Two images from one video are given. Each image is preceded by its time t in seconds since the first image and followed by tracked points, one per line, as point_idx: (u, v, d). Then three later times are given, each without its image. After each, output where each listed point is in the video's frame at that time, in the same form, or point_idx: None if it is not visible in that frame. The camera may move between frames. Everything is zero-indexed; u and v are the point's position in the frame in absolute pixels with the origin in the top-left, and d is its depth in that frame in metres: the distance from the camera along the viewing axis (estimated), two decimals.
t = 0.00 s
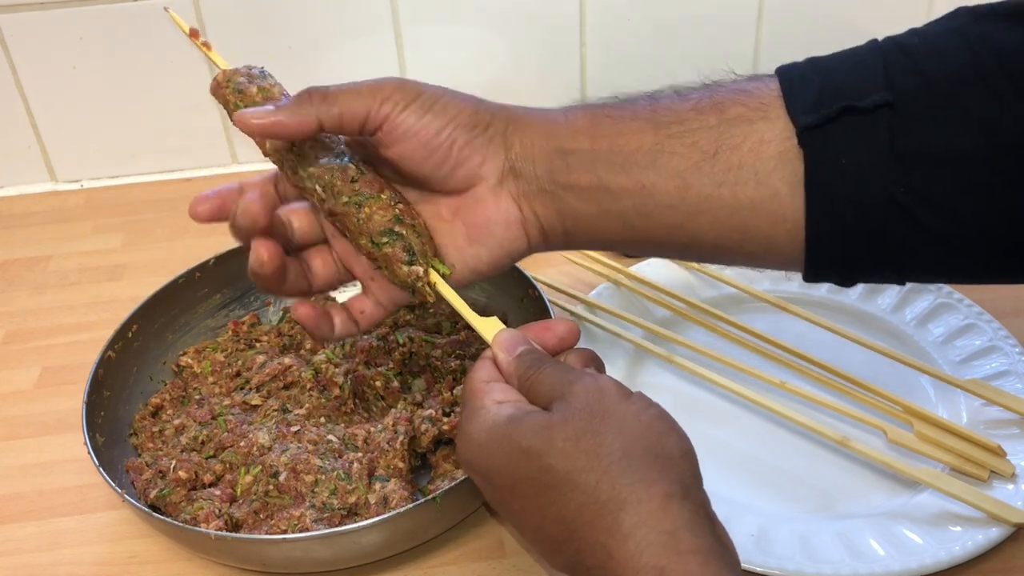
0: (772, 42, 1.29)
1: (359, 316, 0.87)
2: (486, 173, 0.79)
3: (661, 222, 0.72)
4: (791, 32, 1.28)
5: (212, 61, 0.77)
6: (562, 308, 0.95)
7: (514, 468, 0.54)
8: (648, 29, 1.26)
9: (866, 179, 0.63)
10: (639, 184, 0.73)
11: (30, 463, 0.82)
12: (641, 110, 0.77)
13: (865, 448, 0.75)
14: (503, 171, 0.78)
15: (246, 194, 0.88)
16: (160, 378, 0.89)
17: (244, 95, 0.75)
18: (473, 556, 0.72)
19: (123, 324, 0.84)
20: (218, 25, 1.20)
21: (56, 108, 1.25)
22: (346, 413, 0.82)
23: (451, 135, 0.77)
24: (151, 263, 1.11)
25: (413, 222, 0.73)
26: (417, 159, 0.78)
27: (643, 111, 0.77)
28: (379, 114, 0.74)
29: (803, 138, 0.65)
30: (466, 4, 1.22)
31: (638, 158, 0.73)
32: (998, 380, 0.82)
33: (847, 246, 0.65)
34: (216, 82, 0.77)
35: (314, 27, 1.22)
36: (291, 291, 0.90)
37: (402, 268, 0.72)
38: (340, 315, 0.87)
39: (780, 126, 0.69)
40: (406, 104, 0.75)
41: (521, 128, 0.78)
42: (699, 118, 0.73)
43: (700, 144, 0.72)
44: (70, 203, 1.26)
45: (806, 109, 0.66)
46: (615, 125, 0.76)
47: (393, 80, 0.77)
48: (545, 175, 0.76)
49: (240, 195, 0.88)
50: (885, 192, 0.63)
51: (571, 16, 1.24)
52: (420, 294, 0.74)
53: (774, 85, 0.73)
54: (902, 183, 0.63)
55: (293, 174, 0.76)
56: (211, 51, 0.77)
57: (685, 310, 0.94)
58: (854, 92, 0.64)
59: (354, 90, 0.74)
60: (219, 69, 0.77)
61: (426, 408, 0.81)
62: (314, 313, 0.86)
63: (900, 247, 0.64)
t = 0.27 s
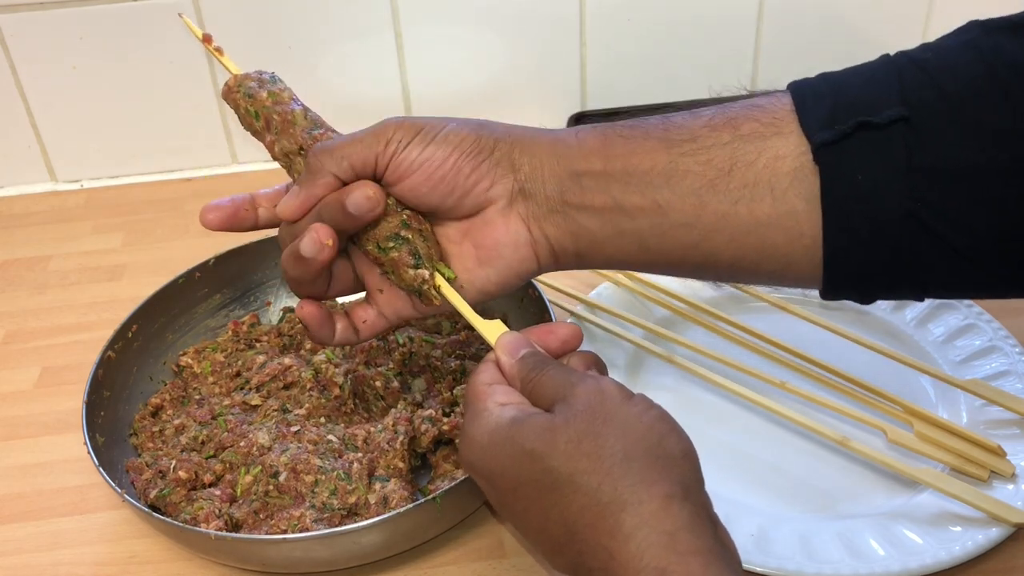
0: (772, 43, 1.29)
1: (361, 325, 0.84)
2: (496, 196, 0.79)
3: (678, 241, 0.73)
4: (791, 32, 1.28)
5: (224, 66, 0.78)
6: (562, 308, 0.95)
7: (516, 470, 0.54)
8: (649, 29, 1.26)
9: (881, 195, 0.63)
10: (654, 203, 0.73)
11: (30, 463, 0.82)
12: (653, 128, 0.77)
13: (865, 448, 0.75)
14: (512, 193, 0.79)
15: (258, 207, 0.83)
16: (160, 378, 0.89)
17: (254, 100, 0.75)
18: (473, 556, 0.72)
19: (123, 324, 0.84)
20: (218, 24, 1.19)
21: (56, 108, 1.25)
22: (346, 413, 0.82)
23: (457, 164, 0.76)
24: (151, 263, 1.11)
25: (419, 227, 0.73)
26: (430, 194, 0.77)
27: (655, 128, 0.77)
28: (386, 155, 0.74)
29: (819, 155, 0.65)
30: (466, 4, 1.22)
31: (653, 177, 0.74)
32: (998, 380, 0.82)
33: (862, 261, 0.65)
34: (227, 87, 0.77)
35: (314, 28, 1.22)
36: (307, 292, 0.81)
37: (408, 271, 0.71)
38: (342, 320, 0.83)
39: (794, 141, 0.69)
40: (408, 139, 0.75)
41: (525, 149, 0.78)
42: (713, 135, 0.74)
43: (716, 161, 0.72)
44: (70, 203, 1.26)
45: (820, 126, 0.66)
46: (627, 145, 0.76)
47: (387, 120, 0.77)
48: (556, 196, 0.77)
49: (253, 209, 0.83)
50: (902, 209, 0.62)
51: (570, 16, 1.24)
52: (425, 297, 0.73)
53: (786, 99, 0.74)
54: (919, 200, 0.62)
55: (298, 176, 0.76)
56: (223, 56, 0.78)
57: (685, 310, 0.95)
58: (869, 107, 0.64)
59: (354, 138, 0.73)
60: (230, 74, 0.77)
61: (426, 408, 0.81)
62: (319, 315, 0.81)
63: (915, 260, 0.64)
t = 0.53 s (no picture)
0: (772, 42, 1.29)
1: (383, 346, 0.83)
2: (514, 205, 0.79)
3: (695, 249, 0.72)
4: (792, 32, 1.28)
5: (217, 66, 0.77)
6: (562, 308, 0.95)
7: (516, 471, 0.54)
8: (649, 29, 1.26)
9: (901, 202, 0.63)
10: (671, 213, 0.72)
11: (30, 463, 0.82)
12: (668, 136, 0.77)
13: (865, 448, 0.75)
14: (530, 203, 0.79)
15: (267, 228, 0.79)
16: (160, 378, 0.89)
17: (248, 102, 0.75)
18: (473, 556, 0.72)
19: (123, 324, 0.85)
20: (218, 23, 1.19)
21: (56, 108, 1.25)
22: (346, 413, 0.82)
23: (478, 169, 0.76)
24: (151, 263, 1.11)
25: (417, 228, 0.73)
26: (447, 196, 0.77)
27: (670, 137, 0.77)
28: (406, 152, 0.74)
29: (836, 162, 0.65)
30: (467, 4, 1.22)
31: (669, 187, 0.73)
32: (998, 380, 0.82)
33: (880, 267, 0.65)
34: (221, 88, 0.77)
35: (314, 27, 1.22)
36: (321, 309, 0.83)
37: (405, 272, 0.71)
38: (363, 345, 0.83)
39: (810, 149, 0.69)
40: (430, 138, 0.74)
41: (546, 158, 0.78)
42: (729, 144, 0.73)
43: (732, 170, 0.72)
44: (70, 203, 1.26)
45: (836, 133, 0.66)
46: (641, 153, 0.76)
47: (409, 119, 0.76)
48: (573, 205, 0.77)
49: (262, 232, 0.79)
50: (920, 214, 0.62)
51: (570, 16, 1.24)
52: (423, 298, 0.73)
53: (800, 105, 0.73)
54: (937, 204, 0.62)
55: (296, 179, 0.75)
56: (216, 57, 0.78)
57: (685, 310, 0.95)
58: (885, 114, 0.64)
59: (377, 133, 0.73)
60: (224, 76, 0.77)
61: (426, 408, 0.81)
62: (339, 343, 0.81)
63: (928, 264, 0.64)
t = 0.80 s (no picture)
0: (772, 42, 1.29)
1: (383, 350, 0.83)
2: (520, 216, 0.78)
3: (704, 257, 0.71)
4: (791, 31, 1.28)
5: (220, 68, 0.77)
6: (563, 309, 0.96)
7: (518, 473, 0.54)
8: (649, 29, 1.27)
9: (911, 207, 0.61)
10: (680, 221, 0.72)
11: (30, 463, 0.82)
12: (676, 144, 0.76)
13: (865, 448, 0.75)
14: (535, 213, 0.78)
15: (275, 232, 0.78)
16: (160, 378, 0.89)
17: (251, 103, 0.75)
18: (473, 556, 0.72)
19: (123, 324, 0.85)
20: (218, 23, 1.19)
21: (56, 108, 1.25)
22: (347, 413, 0.82)
23: (481, 183, 0.75)
24: (151, 263, 1.11)
25: (420, 231, 0.73)
26: (451, 209, 0.77)
27: (679, 145, 0.76)
28: (408, 169, 0.73)
29: (847, 168, 0.64)
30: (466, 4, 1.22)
31: (677, 195, 0.72)
32: (998, 380, 0.82)
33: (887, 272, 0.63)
34: (222, 90, 0.77)
35: (314, 27, 1.22)
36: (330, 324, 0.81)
37: (409, 277, 0.71)
38: (363, 348, 0.83)
39: (820, 155, 0.68)
40: (431, 155, 0.73)
41: (551, 167, 0.77)
42: (738, 151, 0.73)
43: (741, 178, 0.71)
44: (70, 203, 1.26)
45: (847, 139, 0.65)
46: (649, 162, 0.75)
47: (412, 133, 0.75)
48: (579, 215, 0.76)
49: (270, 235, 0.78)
50: (931, 218, 0.61)
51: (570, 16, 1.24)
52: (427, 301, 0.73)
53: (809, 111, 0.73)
54: (947, 209, 0.61)
55: (297, 179, 0.75)
56: (219, 59, 0.77)
57: (685, 310, 0.95)
58: (895, 119, 0.63)
59: (378, 151, 0.72)
60: (227, 77, 0.77)
61: (426, 408, 0.81)
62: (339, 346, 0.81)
63: (935, 269, 0.62)
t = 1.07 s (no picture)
0: (772, 43, 1.29)
1: (393, 363, 0.83)
2: (530, 230, 0.79)
3: (718, 268, 0.72)
4: (791, 31, 1.28)
5: (217, 74, 0.78)
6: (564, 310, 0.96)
7: (509, 471, 0.54)
8: (650, 29, 1.27)
9: (925, 213, 0.61)
10: (693, 231, 0.72)
11: (30, 463, 0.82)
12: (686, 154, 0.76)
13: (864, 448, 0.75)
14: (546, 225, 0.78)
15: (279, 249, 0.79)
16: (160, 378, 0.89)
17: (245, 108, 0.75)
18: (472, 556, 0.72)
19: (123, 325, 0.85)
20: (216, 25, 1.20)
21: (56, 108, 1.25)
22: (346, 413, 0.82)
23: (490, 198, 0.76)
24: (151, 263, 1.11)
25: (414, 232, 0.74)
26: (462, 228, 0.78)
27: (689, 154, 0.76)
28: (416, 190, 0.74)
29: (861, 177, 0.64)
30: (467, 4, 1.22)
31: (688, 205, 0.72)
32: (998, 381, 0.82)
33: (899, 278, 0.64)
34: (220, 94, 0.77)
35: (313, 26, 1.22)
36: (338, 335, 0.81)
37: (402, 277, 0.72)
38: (375, 360, 0.83)
39: (833, 163, 0.68)
40: (439, 174, 0.75)
41: (560, 180, 0.77)
42: (749, 159, 0.73)
43: (754, 187, 0.71)
44: (70, 203, 1.26)
45: (860, 147, 0.65)
46: (661, 171, 0.75)
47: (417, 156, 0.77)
48: (591, 227, 0.76)
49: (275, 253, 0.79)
50: (945, 225, 0.61)
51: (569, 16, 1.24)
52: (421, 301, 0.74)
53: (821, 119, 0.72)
54: (960, 216, 0.61)
55: (292, 181, 0.76)
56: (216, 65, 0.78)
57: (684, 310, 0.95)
58: (909, 127, 0.63)
59: (386, 174, 0.73)
60: (223, 83, 0.77)
61: (426, 408, 0.81)
62: (352, 356, 0.81)
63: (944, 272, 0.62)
